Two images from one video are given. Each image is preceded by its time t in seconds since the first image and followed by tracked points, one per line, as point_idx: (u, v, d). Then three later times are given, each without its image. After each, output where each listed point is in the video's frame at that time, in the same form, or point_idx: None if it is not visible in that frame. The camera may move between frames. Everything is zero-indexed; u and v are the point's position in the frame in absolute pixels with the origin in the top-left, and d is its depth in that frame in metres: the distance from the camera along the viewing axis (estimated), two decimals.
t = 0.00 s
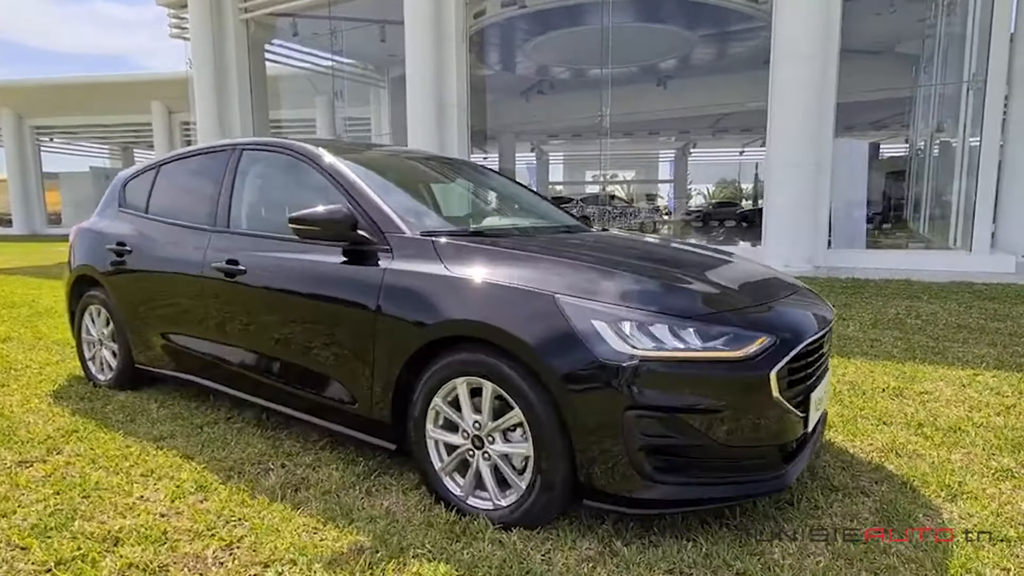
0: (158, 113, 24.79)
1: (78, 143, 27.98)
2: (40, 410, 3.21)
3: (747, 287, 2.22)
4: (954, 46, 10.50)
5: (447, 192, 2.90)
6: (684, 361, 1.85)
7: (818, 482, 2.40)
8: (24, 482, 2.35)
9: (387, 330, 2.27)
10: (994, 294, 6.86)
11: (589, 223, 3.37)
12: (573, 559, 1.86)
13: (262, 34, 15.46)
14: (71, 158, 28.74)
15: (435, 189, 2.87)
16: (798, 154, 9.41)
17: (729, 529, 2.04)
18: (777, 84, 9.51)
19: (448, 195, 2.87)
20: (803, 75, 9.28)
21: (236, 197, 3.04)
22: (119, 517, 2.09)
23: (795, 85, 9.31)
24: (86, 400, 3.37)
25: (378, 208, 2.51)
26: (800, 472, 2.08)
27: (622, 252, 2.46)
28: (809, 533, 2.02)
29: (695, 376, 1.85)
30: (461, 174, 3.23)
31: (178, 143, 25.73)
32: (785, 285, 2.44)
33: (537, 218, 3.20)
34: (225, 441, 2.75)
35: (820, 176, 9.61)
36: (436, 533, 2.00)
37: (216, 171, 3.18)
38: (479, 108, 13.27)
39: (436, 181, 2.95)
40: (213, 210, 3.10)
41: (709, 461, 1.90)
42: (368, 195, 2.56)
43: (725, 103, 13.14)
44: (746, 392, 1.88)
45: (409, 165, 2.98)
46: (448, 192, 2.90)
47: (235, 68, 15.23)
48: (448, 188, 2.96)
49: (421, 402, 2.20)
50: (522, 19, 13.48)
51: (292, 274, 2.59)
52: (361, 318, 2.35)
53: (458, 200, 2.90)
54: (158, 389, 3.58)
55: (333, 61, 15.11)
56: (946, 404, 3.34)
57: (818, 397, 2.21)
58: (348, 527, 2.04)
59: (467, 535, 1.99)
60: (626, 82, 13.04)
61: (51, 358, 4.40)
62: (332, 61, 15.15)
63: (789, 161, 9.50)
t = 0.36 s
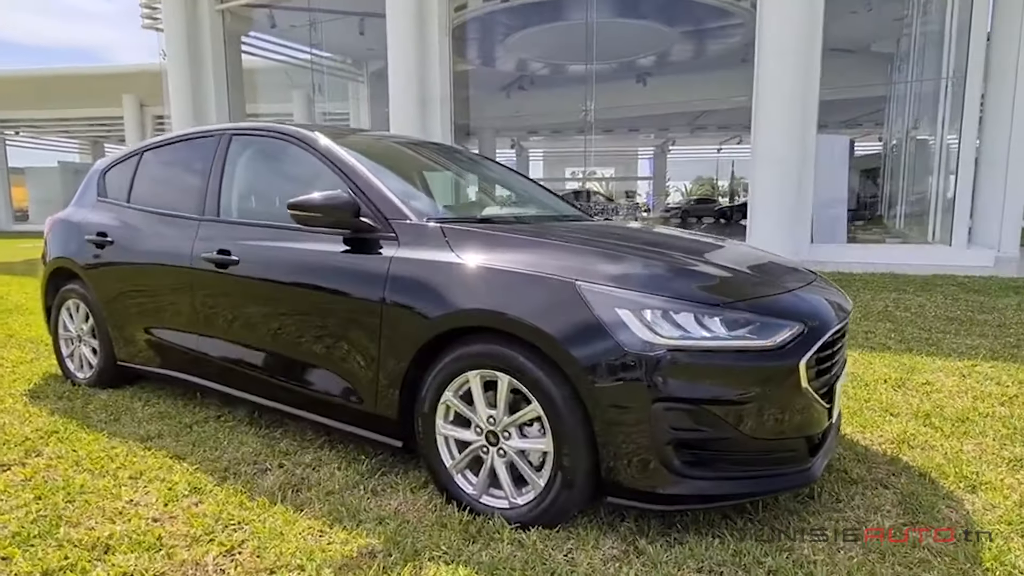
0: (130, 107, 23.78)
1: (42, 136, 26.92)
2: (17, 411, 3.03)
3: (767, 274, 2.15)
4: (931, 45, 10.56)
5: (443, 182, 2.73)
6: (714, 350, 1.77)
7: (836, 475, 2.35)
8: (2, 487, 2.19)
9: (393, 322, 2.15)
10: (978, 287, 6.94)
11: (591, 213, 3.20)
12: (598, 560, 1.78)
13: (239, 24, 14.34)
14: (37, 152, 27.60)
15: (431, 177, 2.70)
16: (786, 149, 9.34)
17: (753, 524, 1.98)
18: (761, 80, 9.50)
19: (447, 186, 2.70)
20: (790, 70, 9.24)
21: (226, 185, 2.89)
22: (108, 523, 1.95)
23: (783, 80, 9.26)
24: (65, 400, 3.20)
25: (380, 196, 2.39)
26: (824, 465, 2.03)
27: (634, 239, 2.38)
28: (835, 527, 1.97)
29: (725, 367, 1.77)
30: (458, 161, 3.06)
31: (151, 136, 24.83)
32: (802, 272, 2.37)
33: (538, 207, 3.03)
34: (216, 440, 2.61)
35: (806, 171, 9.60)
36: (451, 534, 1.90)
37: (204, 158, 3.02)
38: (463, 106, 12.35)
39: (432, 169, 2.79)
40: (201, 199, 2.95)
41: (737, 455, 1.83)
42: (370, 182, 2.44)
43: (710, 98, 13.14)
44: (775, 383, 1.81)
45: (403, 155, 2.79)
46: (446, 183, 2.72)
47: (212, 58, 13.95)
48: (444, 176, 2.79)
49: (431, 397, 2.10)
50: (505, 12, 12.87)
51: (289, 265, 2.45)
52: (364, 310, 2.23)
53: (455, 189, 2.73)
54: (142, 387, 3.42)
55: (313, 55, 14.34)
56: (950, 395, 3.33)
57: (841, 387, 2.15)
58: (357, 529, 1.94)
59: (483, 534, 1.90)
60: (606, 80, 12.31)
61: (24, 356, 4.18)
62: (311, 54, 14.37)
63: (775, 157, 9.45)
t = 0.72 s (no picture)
0: (104, 96, 22.99)
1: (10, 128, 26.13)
2: None
3: (775, 249, 2.12)
4: (912, 37, 10.40)
5: (440, 161, 2.64)
6: (731, 327, 1.73)
7: (842, 454, 2.32)
8: None
9: (393, 302, 2.08)
10: (963, 273, 7.01)
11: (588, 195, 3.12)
12: (610, 541, 1.74)
13: (217, 13, 13.87)
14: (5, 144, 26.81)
15: (427, 156, 2.61)
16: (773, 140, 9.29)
17: (765, 502, 1.95)
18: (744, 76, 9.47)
19: (442, 165, 2.61)
20: (778, 60, 9.17)
21: (215, 164, 2.78)
22: (95, 515, 1.86)
23: (771, 69, 9.18)
24: (47, 390, 3.09)
25: (377, 173, 2.31)
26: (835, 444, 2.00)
27: (636, 215, 2.33)
28: (847, 504, 1.95)
29: (740, 343, 1.73)
30: (455, 142, 2.97)
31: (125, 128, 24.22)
32: (807, 247, 2.34)
33: (535, 188, 2.95)
34: (208, 428, 2.53)
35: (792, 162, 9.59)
36: (457, 518, 1.85)
37: (190, 137, 2.91)
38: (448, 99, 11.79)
39: (428, 147, 2.69)
40: (188, 180, 2.84)
41: (752, 433, 1.79)
42: (368, 159, 2.35)
43: (695, 88, 13.04)
44: (790, 359, 1.77)
45: (399, 135, 2.68)
46: (445, 165, 2.62)
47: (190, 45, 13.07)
48: (440, 155, 2.70)
49: (435, 379, 2.03)
50: (488, 0, 11.86)
51: (283, 245, 2.36)
52: (363, 291, 2.15)
53: (452, 168, 2.64)
54: (127, 376, 3.32)
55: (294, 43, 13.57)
56: (947, 376, 3.33)
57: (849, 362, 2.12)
58: (360, 514, 1.88)
59: (491, 518, 1.85)
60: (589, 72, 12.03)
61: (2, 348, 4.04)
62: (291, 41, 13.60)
63: (763, 147, 9.38)
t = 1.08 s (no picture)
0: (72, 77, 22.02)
1: None
2: None
3: (769, 219, 2.08)
4: (891, 18, 10.37)
5: (426, 132, 2.56)
6: (729, 296, 1.69)
7: (835, 427, 2.32)
8: None
9: (381, 277, 2.01)
10: (942, 251, 7.09)
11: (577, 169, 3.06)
12: (607, 515, 1.71)
13: None
14: None
15: (413, 127, 2.53)
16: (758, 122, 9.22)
17: (761, 474, 1.94)
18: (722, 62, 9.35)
19: (428, 136, 2.53)
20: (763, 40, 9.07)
21: (191, 136, 2.67)
22: (73, 499, 1.78)
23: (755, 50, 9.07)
24: (18, 374, 2.98)
25: (362, 143, 2.23)
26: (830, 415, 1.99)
27: (627, 185, 2.28)
28: (842, 475, 1.94)
29: (739, 313, 1.69)
30: (440, 114, 2.89)
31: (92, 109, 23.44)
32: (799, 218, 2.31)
33: (523, 162, 2.89)
34: (188, 410, 2.45)
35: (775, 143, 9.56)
36: (451, 495, 1.81)
37: (164, 109, 2.79)
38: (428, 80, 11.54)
39: (414, 119, 2.61)
40: (163, 153, 2.73)
41: (750, 405, 1.77)
42: (352, 129, 2.27)
43: (676, 68, 12.62)
44: (790, 329, 1.74)
45: (383, 107, 2.59)
46: (432, 137, 2.54)
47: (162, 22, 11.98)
48: (426, 126, 2.62)
49: (425, 355, 1.98)
50: None
51: (263, 220, 2.27)
52: (348, 265, 2.08)
53: (438, 140, 2.56)
54: (104, 359, 3.22)
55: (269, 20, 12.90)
56: (931, 349, 3.36)
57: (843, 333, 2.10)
58: (350, 492, 1.83)
59: (485, 494, 1.81)
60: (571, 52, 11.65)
61: None
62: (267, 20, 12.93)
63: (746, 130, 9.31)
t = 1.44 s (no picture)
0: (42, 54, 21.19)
1: None
2: None
3: (757, 191, 2.06)
4: None
5: (410, 105, 2.49)
6: (719, 268, 1.67)
7: (822, 400, 2.33)
8: None
9: (365, 252, 1.97)
10: (924, 228, 7.16)
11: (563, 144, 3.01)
12: (597, 489, 1.70)
13: None
14: None
15: (396, 100, 2.46)
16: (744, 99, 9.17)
17: (749, 447, 1.94)
18: (706, 39, 9.23)
19: (412, 109, 2.46)
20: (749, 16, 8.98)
21: (165, 109, 2.58)
22: (50, 482, 1.73)
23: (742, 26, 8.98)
24: None
25: (344, 115, 2.16)
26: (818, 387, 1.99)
27: (613, 158, 2.24)
28: (831, 447, 1.95)
29: (729, 286, 1.68)
30: (423, 87, 2.81)
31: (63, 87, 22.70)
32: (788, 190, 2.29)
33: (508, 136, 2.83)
34: (169, 391, 2.40)
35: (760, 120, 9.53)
36: (440, 472, 1.79)
37: (136, 81, 2.69)
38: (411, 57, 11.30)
39: (396, 91, 2.54)
40: (136, 127, 2.63)
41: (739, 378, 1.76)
42: (332, 101, 2.20)
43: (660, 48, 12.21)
44: (780, 301, 1.73)
45: (365, 78, 2.52)
46: (415, 110, 2.48)
47: None
48: (409, 99, 2.55)
49: (411, 332, 1.94)
50: None
51: (243, 195, 2.21)
52: (332, 241, 2.02)
53: (422, 112, 2.50)
54: (81, 341, 3.14)
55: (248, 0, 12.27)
56: (915, 323, 3.39)
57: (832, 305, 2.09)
58: (337, 471, 1.80)
59: (474, 470, 1.79)
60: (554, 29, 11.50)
61: None
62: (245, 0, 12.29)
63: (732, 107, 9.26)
